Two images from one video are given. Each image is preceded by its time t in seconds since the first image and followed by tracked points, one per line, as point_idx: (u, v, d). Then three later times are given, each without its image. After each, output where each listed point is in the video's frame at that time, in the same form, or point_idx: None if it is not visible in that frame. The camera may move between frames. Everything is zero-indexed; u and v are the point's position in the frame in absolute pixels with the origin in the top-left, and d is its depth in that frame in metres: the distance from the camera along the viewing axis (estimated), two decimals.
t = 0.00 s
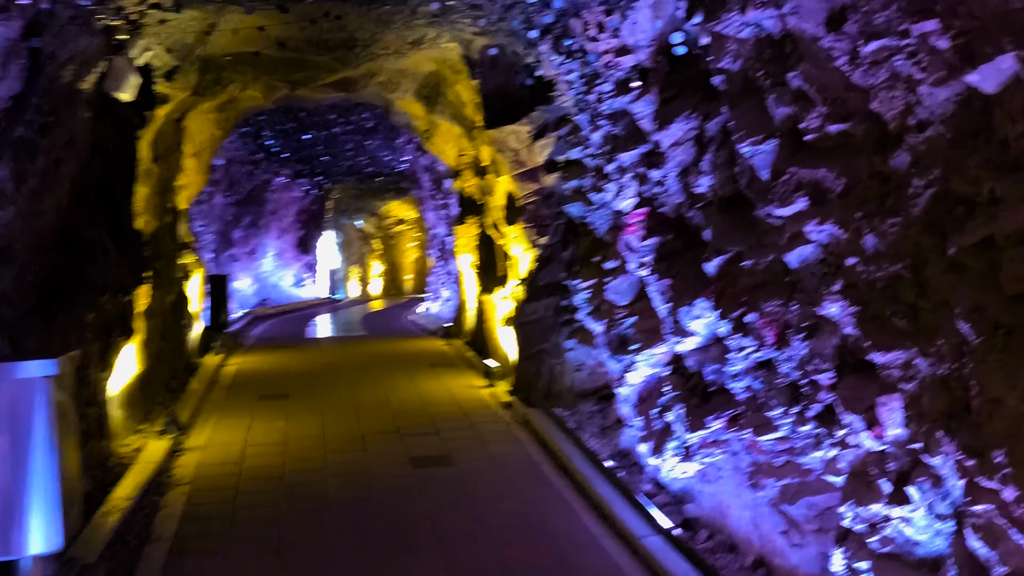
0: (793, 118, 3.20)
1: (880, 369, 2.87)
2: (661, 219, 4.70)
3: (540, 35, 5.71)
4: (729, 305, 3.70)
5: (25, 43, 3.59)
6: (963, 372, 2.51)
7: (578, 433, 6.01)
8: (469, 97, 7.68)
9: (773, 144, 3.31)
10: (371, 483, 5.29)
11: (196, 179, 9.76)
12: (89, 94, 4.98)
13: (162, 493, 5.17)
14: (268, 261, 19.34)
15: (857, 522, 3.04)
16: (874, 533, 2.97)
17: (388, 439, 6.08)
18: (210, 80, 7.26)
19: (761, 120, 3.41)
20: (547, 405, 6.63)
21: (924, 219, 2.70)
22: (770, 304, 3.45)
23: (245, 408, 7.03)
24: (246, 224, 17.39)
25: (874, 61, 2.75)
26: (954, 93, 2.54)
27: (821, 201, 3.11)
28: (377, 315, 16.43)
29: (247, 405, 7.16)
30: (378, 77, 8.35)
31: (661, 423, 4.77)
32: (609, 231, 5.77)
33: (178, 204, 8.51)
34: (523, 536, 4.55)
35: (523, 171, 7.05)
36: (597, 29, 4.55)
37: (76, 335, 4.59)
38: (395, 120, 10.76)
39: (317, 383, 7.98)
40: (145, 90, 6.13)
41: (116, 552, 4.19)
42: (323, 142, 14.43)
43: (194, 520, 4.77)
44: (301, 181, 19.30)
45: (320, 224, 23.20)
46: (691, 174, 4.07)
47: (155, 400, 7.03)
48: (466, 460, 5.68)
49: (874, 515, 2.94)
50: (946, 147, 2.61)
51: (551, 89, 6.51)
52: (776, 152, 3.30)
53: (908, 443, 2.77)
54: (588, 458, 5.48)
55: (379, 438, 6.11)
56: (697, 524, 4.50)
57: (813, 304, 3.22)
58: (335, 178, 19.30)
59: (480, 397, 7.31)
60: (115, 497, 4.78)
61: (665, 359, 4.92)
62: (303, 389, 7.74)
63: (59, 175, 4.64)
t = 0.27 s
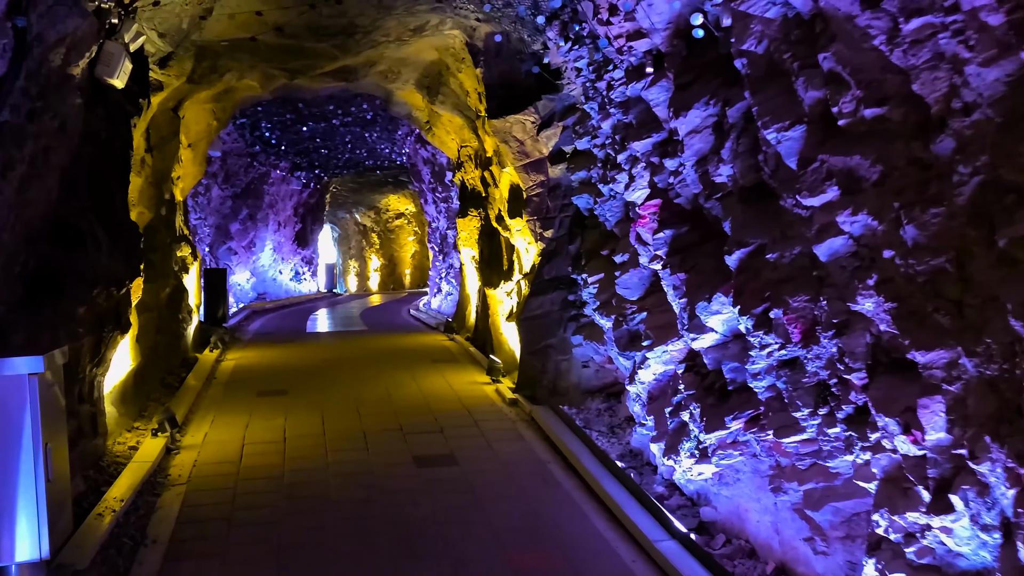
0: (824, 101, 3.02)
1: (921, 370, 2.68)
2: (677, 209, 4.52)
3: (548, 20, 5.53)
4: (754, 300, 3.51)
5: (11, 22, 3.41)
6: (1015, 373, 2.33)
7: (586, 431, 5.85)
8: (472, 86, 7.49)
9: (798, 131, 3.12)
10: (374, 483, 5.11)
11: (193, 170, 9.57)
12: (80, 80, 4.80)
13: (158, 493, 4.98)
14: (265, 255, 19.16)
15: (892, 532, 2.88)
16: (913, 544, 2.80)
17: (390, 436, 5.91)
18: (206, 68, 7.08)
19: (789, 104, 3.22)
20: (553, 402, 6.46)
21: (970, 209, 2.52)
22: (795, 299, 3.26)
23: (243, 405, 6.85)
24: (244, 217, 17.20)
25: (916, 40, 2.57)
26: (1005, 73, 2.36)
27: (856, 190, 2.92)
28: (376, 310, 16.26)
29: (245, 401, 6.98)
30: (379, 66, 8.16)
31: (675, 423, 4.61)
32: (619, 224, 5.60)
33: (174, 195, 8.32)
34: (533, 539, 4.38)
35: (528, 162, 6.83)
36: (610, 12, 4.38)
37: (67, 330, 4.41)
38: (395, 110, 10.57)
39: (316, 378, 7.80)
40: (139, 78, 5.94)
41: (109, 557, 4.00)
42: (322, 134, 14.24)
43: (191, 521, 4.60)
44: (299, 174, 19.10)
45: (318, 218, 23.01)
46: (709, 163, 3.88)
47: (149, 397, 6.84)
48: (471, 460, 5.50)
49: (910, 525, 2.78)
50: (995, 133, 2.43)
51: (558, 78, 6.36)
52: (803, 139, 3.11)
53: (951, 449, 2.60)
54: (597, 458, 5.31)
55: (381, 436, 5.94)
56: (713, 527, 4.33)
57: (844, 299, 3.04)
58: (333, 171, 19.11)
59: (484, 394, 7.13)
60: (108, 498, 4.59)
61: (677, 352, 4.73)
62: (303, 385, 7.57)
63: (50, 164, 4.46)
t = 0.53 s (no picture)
0: (858, 88, 2.83)
1: (968, 375, 2.50)
2: (692, 203, 4.32)
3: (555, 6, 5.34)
4: (779, 299, 3.32)
5: None
6: None
7: (594, 433, 5.65)
8: (474, 76, 7.30)
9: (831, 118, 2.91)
10: (374, 486, 4.91)
11: (188, 163, 9.36)
12: (68, 68, 4.59)
13: (150, 497, 4.78)
14: (263, 249, 18.94)
15: (931, 547, 2.69)
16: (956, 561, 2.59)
17: (391, 437, 5.72)
18: (201, 57, 6.87)
19: (818, 90, 3.02)
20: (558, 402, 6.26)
21: (1022, 202, 2.33)
22: (825, 298, 3.08)
23: (239, 404, 6.66)
24: (241, 211, 16.99)
25: (964, 20, 2.38)
26: None
27: (894, 181, 2.73)
28: (375, 305, 16.07)
29: (241, 400, 6.78)
30: (378, 56, 7.96)
31: (688, 425, 4.42)
32: (629, 219, 5.41)
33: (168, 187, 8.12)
34: (541, 547, 4.19)
35: (532, 155, 6.66)
36: None
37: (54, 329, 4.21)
38: (393, 102, 10.36)
39: (314, 376, 7.60)
40: (131, 66, 5.74)
41: (97, 567, 3.80)
42: (319, 127, 14.03)
43: (185, 527, 4.40)
44: (296, 167, 18.88)
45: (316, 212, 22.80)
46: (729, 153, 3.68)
47: (142, 395, 6.64)
48: (476, 461, 5.31)
49: (951, 540, 2.60)
50: None
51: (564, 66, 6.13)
52: (836, 127, 2.91)
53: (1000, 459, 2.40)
54: (607, 461, 5.12)
55: (382, 436, 5.74)
56: (731, 535, 4.14)
57: (880, 298, 2.85)
58: (331, 164, 18.90)
59: (486, 393, 6.94)
60: (97, 503, 4.40)
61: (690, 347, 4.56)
62: (301, 383, 7.37)
63: (36, 155, 4.26)
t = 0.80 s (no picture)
0: (894, 79, 2.65)
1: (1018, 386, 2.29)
2: (705, 201, 4.14)
3: None
4: (804, 302, 3.15)
5: None
6: None
7: (599, 439, 5.48)
8: (474, 70, 7.11)
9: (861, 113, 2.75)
10: (373, 494, 4.73)
11: (180, 159, 9.16)
12: (53, 60, 4.39)
13: (139, 506, 4.59)
14: (257, 246, 18.73)
15: (974, 570, 2.51)
16: None
17: (390, 442, 5.53)
18: (193, 49, 6.68)
19: (849, 81, 2.85)
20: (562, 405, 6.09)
21: None
22: (854, 302, 2.90)
23: (232, 407, 6.46)
24: (234, 207, 16.78)
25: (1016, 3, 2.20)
26: None
27: (934, 178, 2.55)
28: (371, 302, 15.87)
29: (234, 403, 6.59)
30: (374, 49, 7.77)
31: (700, 433, 4.22)
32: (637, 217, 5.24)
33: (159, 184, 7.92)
34: (549, 559, 4.01)
35: (534, 150, 6.44)
36: None
37: (38, 332, 4.02)
38: (389, 97, 10.17)
39: (309, 377, 7.41)
40: (120, 58, 5.54)
41: None
42: (313, 122, 13.82)
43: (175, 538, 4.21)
44: (290, 163, 18.67)
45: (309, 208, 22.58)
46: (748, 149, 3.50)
47: (132, 398, 6.45)
48: (478, 468, 5.13)
49: (997, 563, 2.41)
50: None
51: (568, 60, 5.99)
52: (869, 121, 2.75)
53: None
54: (614, 468, 4.94)
55: (380, 441, 5.56)
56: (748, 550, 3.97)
57: (918, 303, 2.68)
58: (324, 160, 18.69)
59: (486, 395, 6.76)
60: (84, 514, 4.20)
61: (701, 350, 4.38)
62: (295, 385, 7.17)
63: (20, 151, 4.06)
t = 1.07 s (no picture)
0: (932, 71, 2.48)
1: None
2: (718, 201, 3.96)
3: None
4: (830, 309, 2.97)
5: None
6: None
7: (603, 447, 5.30)
8: (470, 67, 6.92)
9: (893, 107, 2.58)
10: (369, 506, 4.52)
11: (167, 157, 8.93)
12: (33, 53, 4.17)
13: (125, 520, 4.38)
14: (246, 246, 18.50)
15: None
16: None
17: (385, 451, 5.33)
18: (181, 44, 6.46)
19: (880, 75, 2.67)
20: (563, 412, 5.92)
21: None
22: (886, 310, 2.73)
23: (221, 414, 6.25)
24: (223, 207, 16.54)
25: None
26: None
27: (977, 178, 2.38)
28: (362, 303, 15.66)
29: (223, 410, 6.38)
30: (367, 45, 7.58)
31: (711, 443, 4.09)
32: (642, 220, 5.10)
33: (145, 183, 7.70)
34: None
35: (532, 149, 6.20)
36: None
37: (15, 340, 3.80)
38: (381, 95, 9.97)
39: (301, 382, 7.20)
40: (104, 52, 5.33)
41: None
42: (303, 121, 13.60)
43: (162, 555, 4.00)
44: (279, 162, 18.43)
45: (299, 208, 22.34)
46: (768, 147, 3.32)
47: (117, 405, 6.22)
48: (477, 478, 4.94)
49: None
50: None
51: (567, 55, 5.74)
52: (902, 116, 2.57)
53: None
54: (619, 479, 4.76)
55: (375, 450, 5.35)
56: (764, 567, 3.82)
57: (955, 312, 2.51)
58: (315, 159, 18.46)
59: (484, 400, 6.56)
60: (66, 529, 3.99)
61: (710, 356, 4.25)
62: (286, 390, 6.97)
63: None
